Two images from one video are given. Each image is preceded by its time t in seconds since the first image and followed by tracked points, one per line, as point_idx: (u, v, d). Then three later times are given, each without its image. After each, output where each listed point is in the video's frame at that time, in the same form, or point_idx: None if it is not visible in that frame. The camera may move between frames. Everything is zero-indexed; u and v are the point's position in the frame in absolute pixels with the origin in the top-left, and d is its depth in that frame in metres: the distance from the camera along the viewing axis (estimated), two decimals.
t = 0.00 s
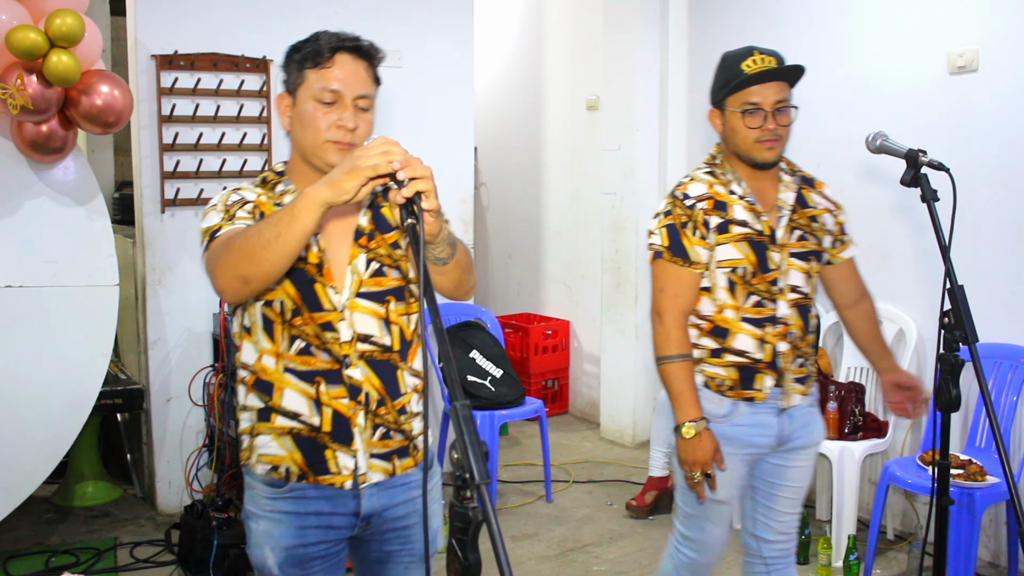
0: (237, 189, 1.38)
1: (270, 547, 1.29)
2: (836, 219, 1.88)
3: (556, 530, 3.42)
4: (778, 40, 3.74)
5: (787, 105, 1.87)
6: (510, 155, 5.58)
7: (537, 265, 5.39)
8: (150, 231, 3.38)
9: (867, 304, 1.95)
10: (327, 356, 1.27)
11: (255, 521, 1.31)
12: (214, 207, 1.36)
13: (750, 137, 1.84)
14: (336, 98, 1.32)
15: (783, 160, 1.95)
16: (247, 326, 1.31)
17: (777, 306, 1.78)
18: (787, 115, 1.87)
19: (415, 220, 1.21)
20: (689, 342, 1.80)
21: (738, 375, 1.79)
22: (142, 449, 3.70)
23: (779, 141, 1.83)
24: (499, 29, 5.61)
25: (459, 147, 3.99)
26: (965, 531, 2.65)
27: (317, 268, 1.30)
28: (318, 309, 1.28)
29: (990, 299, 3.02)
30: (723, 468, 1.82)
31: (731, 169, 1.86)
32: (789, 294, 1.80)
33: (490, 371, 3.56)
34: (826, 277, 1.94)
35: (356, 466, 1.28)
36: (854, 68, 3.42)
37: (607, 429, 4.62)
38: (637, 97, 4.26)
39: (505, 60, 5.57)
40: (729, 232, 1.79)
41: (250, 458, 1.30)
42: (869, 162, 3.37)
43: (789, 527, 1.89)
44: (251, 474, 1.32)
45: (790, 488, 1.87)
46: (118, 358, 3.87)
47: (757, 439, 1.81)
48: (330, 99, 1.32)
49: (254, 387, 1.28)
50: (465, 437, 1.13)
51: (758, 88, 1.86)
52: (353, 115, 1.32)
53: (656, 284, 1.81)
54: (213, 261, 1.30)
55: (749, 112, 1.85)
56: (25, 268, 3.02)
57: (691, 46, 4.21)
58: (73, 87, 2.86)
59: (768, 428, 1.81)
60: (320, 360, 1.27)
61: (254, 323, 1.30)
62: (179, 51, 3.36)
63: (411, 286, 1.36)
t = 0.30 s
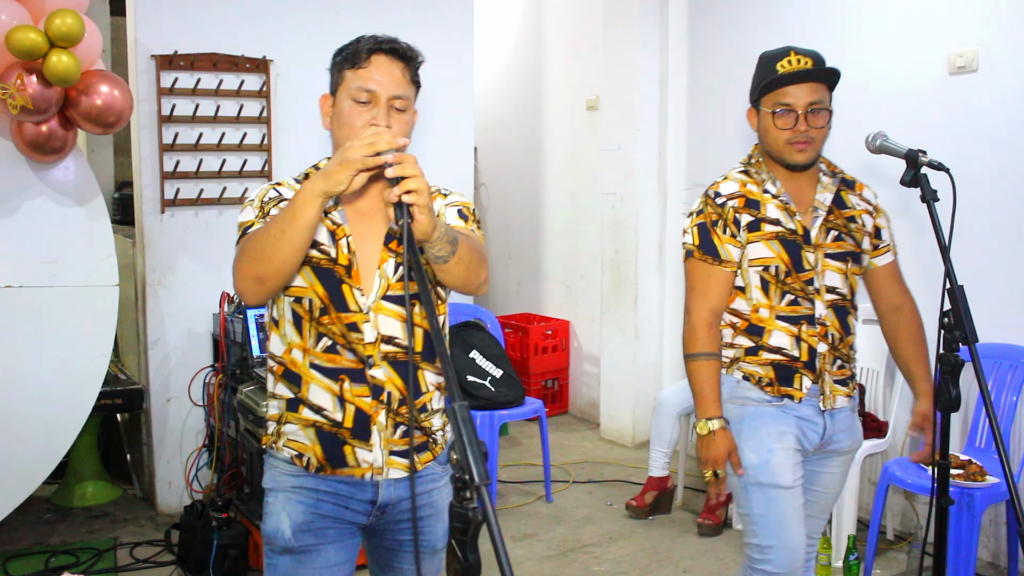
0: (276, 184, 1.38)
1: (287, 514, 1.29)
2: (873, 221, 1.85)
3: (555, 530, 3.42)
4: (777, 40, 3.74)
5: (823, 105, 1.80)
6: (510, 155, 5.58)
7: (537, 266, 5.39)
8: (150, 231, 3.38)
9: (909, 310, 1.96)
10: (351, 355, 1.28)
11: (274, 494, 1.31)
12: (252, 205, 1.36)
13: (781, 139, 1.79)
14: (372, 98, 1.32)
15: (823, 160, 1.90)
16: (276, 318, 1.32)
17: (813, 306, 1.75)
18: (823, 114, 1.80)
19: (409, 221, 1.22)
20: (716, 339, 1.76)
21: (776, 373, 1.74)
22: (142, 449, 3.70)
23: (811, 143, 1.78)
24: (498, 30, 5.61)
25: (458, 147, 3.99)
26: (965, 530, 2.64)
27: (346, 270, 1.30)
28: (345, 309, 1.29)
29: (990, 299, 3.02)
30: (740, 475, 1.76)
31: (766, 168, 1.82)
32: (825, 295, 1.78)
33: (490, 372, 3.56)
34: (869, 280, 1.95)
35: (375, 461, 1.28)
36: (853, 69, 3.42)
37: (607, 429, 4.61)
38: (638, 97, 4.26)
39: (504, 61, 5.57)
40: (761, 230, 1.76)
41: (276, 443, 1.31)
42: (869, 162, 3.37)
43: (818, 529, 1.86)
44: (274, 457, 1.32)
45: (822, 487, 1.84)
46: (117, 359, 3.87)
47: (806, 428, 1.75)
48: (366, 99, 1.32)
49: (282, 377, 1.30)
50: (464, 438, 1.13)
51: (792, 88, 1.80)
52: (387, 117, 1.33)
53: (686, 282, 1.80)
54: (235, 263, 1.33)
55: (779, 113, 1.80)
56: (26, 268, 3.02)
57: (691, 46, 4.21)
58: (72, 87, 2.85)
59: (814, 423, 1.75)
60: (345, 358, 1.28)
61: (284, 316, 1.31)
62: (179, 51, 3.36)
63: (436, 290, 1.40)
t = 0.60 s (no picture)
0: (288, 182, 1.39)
1: (288, 527, 1.28)
2: (884, 218, 1.84)
3: (555, 530, 3.42)
4: (777, 40, 3.74)
5: (833, 105, 1.80)
6: (510, 155, 5.58)
7: (537, 266, 5.39)
8: (149, 232, 3.38)
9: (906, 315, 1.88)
10: (357, 348, 1.28)
11: (276, 502, 1.31)
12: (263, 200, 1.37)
13: (789, 135, 1.78)
14: (381, 94, 1.34)
15: (835, 161, 1.89)
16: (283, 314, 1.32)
17: (822, 302, 1.73)
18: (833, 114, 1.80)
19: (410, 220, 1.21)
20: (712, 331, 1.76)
21: (784, 376, 1.71)
22: (141, 450, 3.70)
23: (820, 140, 1.77)
24: (499, 30, 5.61)
25: (458, 146, 3.99)
26: (964, 531, 2.64)
27: (357, 262, 1.31)
28: (353, 302, 1.29)
29: (990, 299, 3.02)
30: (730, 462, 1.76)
31: (776, 164, 1.82)
32: (834, 291, 1.75)
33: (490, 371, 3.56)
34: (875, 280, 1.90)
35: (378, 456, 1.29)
36: (853, 69, 3.42)
37: (607, 430, 4.61)
38: (638, 97, 4.26)
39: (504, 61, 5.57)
40: (767, 222, 1.74)
41: (279, 440, 1.30)
42: (869, 162, 3.37)
43: (827, 534, 1.85)
44: (276, 456, 1.32)
45: (831, 494, 1.82)
46: (117, 359, 3.87)
47: (811, 440, 1.72)
48: (376, 97, 1.34)
49: (286, 372, 1.30)
50: (464, 437, 1.13)
51: (803, 85, 1.80)
52: (394, 112, 1.33)
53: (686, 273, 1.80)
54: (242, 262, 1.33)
55: (789, 110, 1.80)
56: (26, 268, 3.02)
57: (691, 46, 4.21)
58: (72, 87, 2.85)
59: (822, 430, 1.73)
60: (350, 351, 1.27)
61: (291, 312, 1.30)
62: (179, 51, 3.36)
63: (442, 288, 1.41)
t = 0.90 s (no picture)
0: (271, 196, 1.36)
1: (276, 486, 1.30)
2: (873, 230, 1.83)
3: (556, 530, 3.42)
4: (777, 40, 3.74)
5: (831, 114, 1.78)
6: (511, 155, 5.58)
7: (537, 266, 5.39)
8: (150, 231, 3.38)
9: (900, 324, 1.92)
10: (347, 357, 1.28)
11: (264, 470, 1.32)
12: (247, 218, 1.36)
13: (784, 142, 1.77)
14: (375, 98, 1.36)
15: (830, 165, 1.88)
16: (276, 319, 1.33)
17: (802, 309, 1.72)
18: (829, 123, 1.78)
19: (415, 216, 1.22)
20: (693, 329, 1.75)
21: (759, 372, 1.72)
22: (142, 450, 3.70)
23: (814, 149, 1.76)
24: (499, 30, 5.61)
25: (459, 146, 3.99)
26: (965, 530, 2.64)
27: (347, 274, 1.31)
28: (344, 313, 1.29)
29: (991, 300, 3.02)
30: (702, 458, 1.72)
31: (769, 166, 1.81)
32: (815, 298, 1.74)
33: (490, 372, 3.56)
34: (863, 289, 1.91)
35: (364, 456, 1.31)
36: (854, 69, 3.42)
37: (608, 430, 4.62)
38: (638, 97, 4.26)
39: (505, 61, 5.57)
40: (754, 227, 1.74)
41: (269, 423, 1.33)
42: (870, 163, 3.37)
43: (807, 532, 1.82)
44: (266, 434, 1.34)
45: (809, 492, 1.81)
46: (118, 359, 3.87)
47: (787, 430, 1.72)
48: (370, 100, 1.36)
49: (279, 372, 1.31)
50: (465, 438, 1.13)
51: (802, 92, 1.78)
52: (387, 114, 1.35)
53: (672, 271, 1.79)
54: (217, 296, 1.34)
55: (785, 116, 1.79)
56: (26, 268, 3.02)
57: (692, 45, 4.21)
58: (73, 88, 2.86)
59: (798, 424, 1.73)
60: (341, 360, 1.28)
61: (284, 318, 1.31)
62: (179, 51, 3.36)
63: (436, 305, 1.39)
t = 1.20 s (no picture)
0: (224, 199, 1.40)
1: (246, 517, 1.43)
2: (830, 219, 1.82)
3: (556, 530, 3.42)
4: (779, 40, 3.74)
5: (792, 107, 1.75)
6: (512, 155, 5.58)
7: (538, 266, 5.39)
8: (151, 231, 3.38)
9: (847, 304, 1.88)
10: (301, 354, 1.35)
11: (238, 492, 1.44)
12: (202, 220, 1.40)
13: (750, 136, 1.73)
14: (318, 98, 1.40)
15: (781, 158, 1.87)
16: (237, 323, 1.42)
17: (768, 303, 1.70)
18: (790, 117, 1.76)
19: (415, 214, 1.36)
20: (666, 330, 1.69)
21: (722, 371, 1.70)
22: (144, 449, 3.71)
23: (778, 143, 1.73)
24: (500, 30, 5.61)
25: (460, 146, 3.99)
26: (965, 531, 2.65)
27: (297, 269, 1.37)
28: (296, 308, 1.37)
29: (991, 300, 3.02)
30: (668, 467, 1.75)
31: (730, 162, 1.77)
32: (781, 291, 1.72)
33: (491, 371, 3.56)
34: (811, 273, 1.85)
35: (321, 453, 1.38)
36: (854, 68, 3.42)
37: (608, 430, 4.62)
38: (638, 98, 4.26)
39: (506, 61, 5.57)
40: (725, 223, 1.70)
41: (235, 433, 1.42)
42: (871, 163, 3.37)
43: (787, 530, 1.81)
44: (236, 448, 1.43)
45: (779, 491, 1.78)
46: (119, 359, 3.87)
47: (738, 438, 1.72)
48: (313, 101, 1.40)
49: (240, 378, 1.39)
50: (466, 438, 1.14)
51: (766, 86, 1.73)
52: (330, 113, 1.39)
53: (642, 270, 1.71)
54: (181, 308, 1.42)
55: (750, 110, 1.74)
56: (27, 267, 3.02)
57: (693, 45, 4.21)
58: (75, 87, 2.86)
59: (751, 429, 1.72)
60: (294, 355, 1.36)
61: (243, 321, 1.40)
62: (180, 50, 3.36)
63: (392, 307, 1.42)
